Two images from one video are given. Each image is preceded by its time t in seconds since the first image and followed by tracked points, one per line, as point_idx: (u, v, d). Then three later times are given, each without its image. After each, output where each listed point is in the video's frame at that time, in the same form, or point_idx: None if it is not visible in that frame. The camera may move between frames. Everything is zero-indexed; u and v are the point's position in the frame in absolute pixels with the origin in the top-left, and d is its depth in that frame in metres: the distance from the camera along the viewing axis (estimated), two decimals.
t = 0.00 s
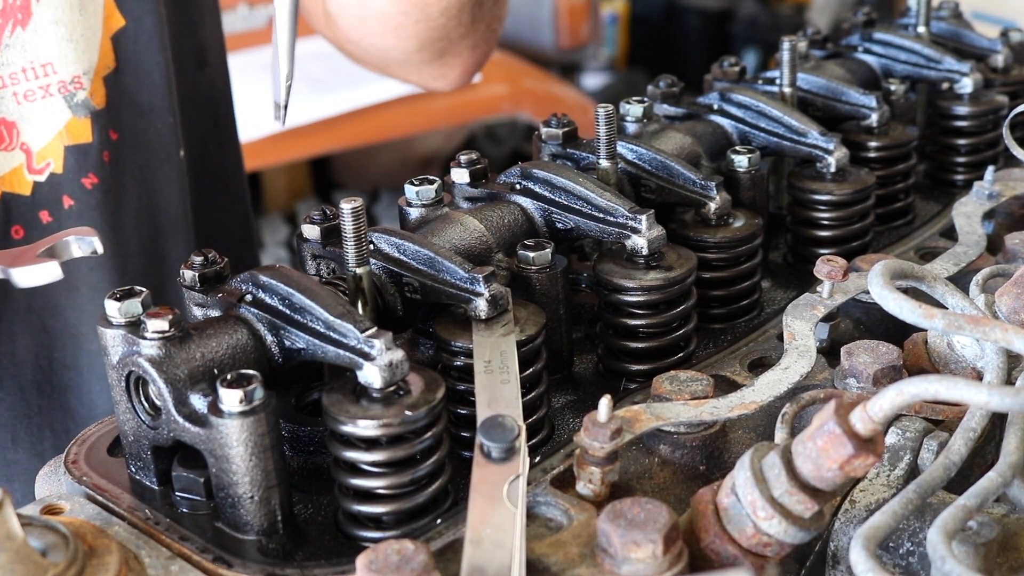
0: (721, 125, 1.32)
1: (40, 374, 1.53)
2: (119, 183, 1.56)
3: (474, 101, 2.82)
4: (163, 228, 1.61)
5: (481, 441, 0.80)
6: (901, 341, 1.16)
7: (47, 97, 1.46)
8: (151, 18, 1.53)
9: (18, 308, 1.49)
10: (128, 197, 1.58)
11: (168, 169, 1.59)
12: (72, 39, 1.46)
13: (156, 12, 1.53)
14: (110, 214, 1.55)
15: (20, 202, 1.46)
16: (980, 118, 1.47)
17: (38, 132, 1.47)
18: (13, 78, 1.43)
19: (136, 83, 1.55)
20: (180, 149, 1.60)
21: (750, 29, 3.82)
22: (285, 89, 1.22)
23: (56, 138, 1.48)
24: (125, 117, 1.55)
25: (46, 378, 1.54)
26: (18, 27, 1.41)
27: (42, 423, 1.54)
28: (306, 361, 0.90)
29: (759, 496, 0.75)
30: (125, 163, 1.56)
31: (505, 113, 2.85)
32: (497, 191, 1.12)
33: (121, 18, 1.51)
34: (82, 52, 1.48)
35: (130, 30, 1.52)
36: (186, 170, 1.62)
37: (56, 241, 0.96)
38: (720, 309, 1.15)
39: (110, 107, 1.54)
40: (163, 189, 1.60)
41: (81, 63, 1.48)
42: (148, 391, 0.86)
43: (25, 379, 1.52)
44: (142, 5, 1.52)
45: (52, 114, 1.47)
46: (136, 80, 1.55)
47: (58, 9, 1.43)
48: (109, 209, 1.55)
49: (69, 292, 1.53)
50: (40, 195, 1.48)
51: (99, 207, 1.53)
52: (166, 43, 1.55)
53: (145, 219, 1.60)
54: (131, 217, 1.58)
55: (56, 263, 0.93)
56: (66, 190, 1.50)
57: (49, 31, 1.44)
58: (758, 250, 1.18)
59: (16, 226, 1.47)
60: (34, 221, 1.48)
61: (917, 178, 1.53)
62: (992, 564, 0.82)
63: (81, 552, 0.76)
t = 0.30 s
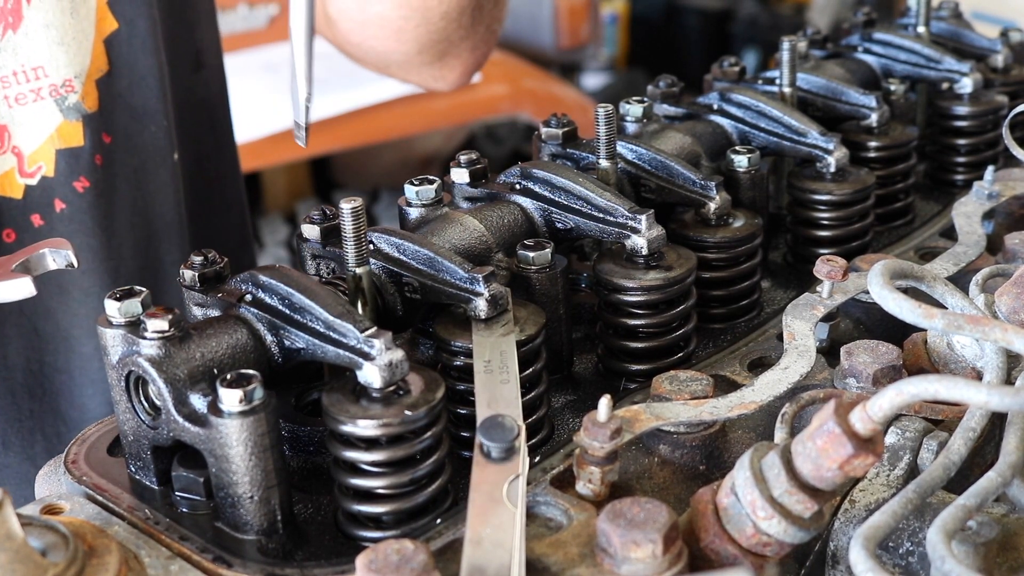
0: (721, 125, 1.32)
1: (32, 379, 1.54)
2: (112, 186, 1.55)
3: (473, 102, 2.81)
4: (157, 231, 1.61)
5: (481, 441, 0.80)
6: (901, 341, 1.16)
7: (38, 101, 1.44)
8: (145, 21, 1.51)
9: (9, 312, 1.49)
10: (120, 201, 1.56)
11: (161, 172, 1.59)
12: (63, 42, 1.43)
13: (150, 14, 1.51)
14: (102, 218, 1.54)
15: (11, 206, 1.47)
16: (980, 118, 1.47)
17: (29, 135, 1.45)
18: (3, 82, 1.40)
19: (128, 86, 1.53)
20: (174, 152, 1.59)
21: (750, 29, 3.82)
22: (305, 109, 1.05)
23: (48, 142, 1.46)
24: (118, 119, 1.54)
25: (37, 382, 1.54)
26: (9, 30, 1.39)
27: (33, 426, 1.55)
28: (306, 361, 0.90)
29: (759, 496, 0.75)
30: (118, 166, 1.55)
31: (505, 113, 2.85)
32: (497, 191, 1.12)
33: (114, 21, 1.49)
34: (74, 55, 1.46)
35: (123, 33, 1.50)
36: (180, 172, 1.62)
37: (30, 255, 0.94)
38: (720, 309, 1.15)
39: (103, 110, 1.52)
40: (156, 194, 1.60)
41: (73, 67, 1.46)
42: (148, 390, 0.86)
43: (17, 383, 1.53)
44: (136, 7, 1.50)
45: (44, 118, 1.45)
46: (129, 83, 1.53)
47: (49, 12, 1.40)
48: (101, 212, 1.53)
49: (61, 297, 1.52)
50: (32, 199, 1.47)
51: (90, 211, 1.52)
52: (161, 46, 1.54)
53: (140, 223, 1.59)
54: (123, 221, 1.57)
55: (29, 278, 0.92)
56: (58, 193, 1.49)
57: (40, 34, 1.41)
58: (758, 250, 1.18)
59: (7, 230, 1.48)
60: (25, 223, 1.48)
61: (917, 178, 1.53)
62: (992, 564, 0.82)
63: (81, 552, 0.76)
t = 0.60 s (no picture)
0: (721, 125, 1.32)
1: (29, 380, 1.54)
2: (108, 189, 1.55)
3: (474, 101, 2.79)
4: (153, 235, 1.60)
5: (481, 441, 0.80)
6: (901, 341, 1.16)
7: (35, 103, 1.44)
8: (141, 24, 1.50)
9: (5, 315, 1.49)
10: (117, 204, 1.56)
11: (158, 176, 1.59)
12: (60, 45, 1.43)
13: (146, 17, 1.50)
14: (99, 221, 1.54)
15: (7, 207, 1.47)
16: (980, 118, 1.47)
17: (25, 137, 1.45)
18: None
19: (124, 89, 1.53)
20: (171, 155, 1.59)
21: (750, 29, 3.82)
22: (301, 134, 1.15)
23: (43, 145, 1.46)
24: (114, 122, 1.54)
25: (34, 384, 1.54)
26: (5, 32, 1.38)
27: (30, 427, 1.55)
28: (306, 361, 0.90)
29: (759, 496, 0.75)
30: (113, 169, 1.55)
31: (505, 113, 2.83)
32: (497, 191, 1.12)
33: (110, 23, 1.49)
34: (71, 58, 1.45)
35: (120, 35, 1.50)
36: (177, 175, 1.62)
37: (23, 262, 0.94)
38: (720, 309, 1.15)
39: (99, 113, 1.52)
40: (152, 197, 1.59)
41: (69, 69, 1.45)
42: (148, 390, 0.86)
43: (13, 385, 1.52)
44: (132, 10, 1.49)
45: (40, 120, 1.45)
46: (126, 86, 1.53)
47: (45, 15, 1.40)
48: (98, 216, 1.53)
49: (57, 299, 1.52)
50: (28, 201, 1.47)
51: (87, 214, 1.52)
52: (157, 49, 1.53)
53: (135, 225, 1.59)
54: (120, 224, 1.57)
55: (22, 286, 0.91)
56: (54, 196, 1.49)
57: (37, 37, 1.40)
58: (758, 250, 1.18)
59: (4, 231, 1.48)
60: (21, 225, 1.48)
61: (917, 178, 1.53)
62: (992, 564, 0.82)
63: (81, 552, 0.76)
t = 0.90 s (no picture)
0: (721, 125, 1.32)
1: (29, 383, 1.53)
2: (104, 193, 1.54)
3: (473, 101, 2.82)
4: (152, 239, 1.61)
5: (481, 441, 0.80)
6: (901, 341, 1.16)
7: (33, 107, 1.43)
8: (141, 28, 1.50)
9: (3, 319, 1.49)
10: (116, 208, 1.57)
11: (156, 181, 1.59)
12: (58, 49, 1.43)
13: (146, 22, 1.51)
14: (97, 226, 1.54)
15: (4, 210, 1.45)
16: (980, 118, 1.47)
17: (23, 141, 1.44)
18: None
19: (123, 93, 1.53)
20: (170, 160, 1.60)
21: (750, 29, 3.81)
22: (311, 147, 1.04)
23: (41, 149, 1.46)
24: (113, 126, 1.54)
25: (33, 387, 1.54)
26: (4, 36, 1.38)
27: (29, 429, 1.54)
28: (306, 361, 0.90)
29: (759, 496, 0.75)
30: (111, 173, 1.55)
31: (505, 113, 2.85)
32: (497, 191, 1.12)
33: (110, 28, 1.49)
34: (69, 63, 1.45)
35: (119, 40, 1.50)
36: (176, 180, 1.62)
37: (12, 271, 0.93)
38: (720, 309, 1.15)
39: (98, 117, 1.51)
40: (152, 201, 1.59)
41: (68, 74, 1.45)
42: (148, 391, 0.86)
43: (12, 388, 1.52)
44: (132, 15, 1.49)
45: (38, 124, 1.45)
46: (125, 91, 1.53)
47: (44, 19, 1.40)
48: (95, 220, 1.54)
49: (54, 303, 1.52)
50: (25, 205, 1.46)
51: (85, 218, 1.52)
52: (156, 53, 1.53)
53: (134, 230, 1.59)
54: (117, 227, 1.57)
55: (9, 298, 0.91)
56: (52, 199, 1.49)
57: (36, 42, 1.40)
58: (758, 250, 1.18)
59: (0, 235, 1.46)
60: (19, 229, 1.47)
61: (918, 179, 1.53)
62: (992, 564, 0.82)
63: (81, 552, 0.76)
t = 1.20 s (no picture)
0: (721, 125, 1.32)
1: (29, 384, 1.53)
2: (107, 196, 1.54)
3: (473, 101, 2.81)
4: (154, 241, 1.62)
5: (481, 441, 0.80)
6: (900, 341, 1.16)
7: (37, 110, 1.43)
8: (144, 32, 1.51)
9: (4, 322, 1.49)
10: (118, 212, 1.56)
11: (158, 185, 1.59)
12: (62, 52, 1.43)
13: (150, 27, 1.51)
14: (99, 230, 1.54)
15: (8, 213, 1.45)
16: (980, 118, 1.47)
17: (27, 144, 1.44)
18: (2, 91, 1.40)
19: (126, 96, 1.53)
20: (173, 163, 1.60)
21: (750, 29, 3.81)
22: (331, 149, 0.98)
23: (44, 152, 1.46)
24: (115, 130, 1.54)
25: (34, 389, 1.54)
26: (8, 39, 1.38)
27: (30, 432, 1.55)
28: (306, 361, 0.90)
29: (759, 496, 0.75)
30: (114, 177, 1.55)
31: (505, 113, 2.84)
32: (497, 191, 1.12)
33: (113, 32, 1.49)
34: (73, 66, 1.45)
35: (123, 43, 1.50)
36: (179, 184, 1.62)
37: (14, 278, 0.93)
38: (720, 309, 1.15)
39: (100, 121, 1.51)
40: (154, 204, 1.60)
41: (71, 77, 1.45)
42: (148, 391, 0.86)
43: (14, 390, 1.52)
44: (135, 19, 1.50)
45: (41, 127, 1.44)
46: (128, 94, 1.53)
47: (48, 22, 1.40)
48: (97, 223, 1.53)
49: (57, 305, 1.52)
50: (29, 207, 1.46)
51: (87, 222, 1.51)
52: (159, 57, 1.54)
53: (136, 232, 1.59)
54: (119, 229, 1.57)
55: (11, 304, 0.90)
56: (54, 203, 1.48)
57: (40, 45, 1.41)
58: (758, 250, 1.18)
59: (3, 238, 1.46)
60: (22, 233, 1.47)
61: (917, 178, 1.53)
62: (992, 564, 0.82)
63: (81, 552, 0.76)
